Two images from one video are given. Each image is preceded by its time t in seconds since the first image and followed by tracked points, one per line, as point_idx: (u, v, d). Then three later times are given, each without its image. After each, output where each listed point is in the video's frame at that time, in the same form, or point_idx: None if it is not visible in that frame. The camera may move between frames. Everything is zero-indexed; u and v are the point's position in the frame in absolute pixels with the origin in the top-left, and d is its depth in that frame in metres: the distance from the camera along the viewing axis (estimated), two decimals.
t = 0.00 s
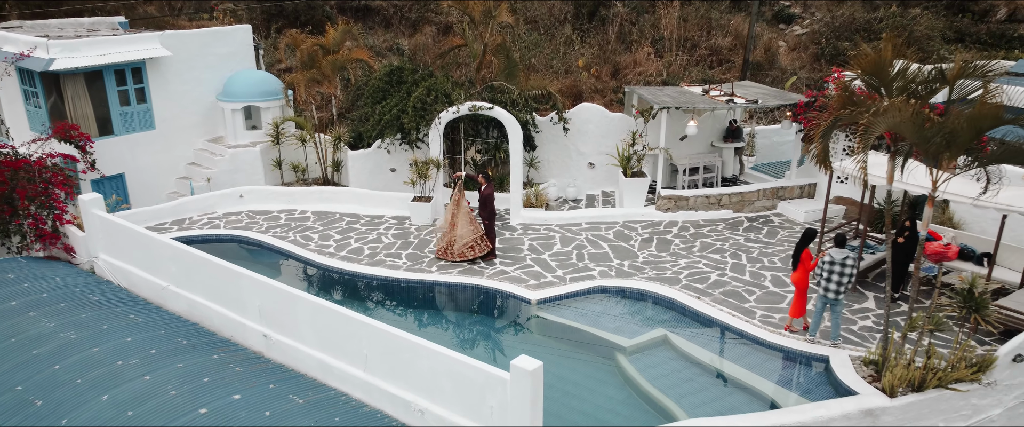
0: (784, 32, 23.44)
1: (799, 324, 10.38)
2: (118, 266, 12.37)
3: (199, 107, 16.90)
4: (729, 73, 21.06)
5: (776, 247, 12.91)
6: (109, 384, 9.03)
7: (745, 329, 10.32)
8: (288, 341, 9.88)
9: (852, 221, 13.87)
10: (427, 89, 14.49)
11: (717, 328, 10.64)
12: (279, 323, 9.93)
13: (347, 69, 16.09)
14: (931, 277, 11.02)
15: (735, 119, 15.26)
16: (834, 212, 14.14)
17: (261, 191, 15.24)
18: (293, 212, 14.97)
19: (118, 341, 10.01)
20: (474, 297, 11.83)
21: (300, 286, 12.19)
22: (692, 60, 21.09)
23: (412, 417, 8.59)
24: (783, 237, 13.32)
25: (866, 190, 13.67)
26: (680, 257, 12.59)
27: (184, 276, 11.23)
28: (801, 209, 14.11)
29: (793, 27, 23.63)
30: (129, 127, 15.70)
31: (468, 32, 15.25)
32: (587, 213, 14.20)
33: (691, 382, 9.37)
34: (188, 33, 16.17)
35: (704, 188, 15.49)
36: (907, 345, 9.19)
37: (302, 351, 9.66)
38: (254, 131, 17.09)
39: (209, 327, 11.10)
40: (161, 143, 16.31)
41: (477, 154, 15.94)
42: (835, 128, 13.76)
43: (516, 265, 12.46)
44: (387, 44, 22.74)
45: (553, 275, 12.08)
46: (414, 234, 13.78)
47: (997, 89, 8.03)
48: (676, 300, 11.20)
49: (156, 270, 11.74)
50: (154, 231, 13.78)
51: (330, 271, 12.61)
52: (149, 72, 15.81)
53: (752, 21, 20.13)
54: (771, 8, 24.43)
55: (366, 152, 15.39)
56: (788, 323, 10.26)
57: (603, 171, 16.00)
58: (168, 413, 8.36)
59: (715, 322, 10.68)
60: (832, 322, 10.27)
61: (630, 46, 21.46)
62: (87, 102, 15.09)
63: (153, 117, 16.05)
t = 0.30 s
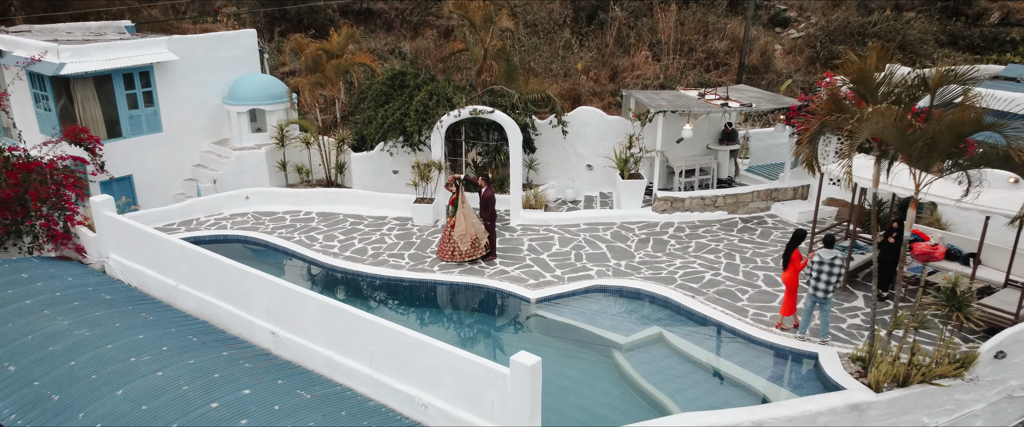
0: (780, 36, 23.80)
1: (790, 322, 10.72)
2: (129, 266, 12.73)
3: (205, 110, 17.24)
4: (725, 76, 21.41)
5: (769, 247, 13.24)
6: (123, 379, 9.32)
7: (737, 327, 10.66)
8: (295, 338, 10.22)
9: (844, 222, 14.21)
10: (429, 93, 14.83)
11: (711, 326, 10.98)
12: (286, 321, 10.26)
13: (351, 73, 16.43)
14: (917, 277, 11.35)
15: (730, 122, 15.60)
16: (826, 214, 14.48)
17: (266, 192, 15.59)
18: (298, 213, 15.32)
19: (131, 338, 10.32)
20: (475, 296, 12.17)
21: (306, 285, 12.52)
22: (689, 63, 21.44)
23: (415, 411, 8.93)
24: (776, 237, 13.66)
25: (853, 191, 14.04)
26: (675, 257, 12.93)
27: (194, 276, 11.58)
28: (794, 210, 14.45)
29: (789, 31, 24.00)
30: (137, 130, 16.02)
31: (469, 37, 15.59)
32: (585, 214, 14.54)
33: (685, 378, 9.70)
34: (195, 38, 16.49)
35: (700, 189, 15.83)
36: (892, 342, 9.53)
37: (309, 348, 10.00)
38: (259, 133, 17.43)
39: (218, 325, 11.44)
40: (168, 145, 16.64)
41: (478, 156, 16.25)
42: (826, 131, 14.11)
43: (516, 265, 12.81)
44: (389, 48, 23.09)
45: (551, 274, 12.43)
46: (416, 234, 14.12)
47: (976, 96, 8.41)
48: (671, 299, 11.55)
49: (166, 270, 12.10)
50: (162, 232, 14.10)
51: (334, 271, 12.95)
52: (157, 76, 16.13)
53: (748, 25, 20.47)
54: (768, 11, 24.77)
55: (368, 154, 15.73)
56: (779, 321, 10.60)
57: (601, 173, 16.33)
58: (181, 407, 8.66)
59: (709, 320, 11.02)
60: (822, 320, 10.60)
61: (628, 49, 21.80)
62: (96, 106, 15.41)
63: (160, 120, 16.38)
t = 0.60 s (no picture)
0: (775, 40, 24.25)
1: (779, 321, 11.12)
2: (142, 267, 13.15)
3: (212, 113, 17.65)
4: (720, 80, 21.82)
5: (761, 248, 13.65)
6: (139, 375, 9.70)
7: (728, 325, 11.07)
8: (303, 336, 10.63)
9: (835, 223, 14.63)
10: (431, 98, 15.25)
11: (703, 324, 11.38)
12: (295, 320, 10.67)
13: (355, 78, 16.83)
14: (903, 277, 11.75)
15: (725, 126, 15.99)
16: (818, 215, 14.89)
17: (273, 194, 16.00)
18: (303, 215, 15.73)
19: (145, 336, 10.71)
20: (476, 296, 12.57)
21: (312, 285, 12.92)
22: (686, 68, 21.86)
23: (420, 406, 9.33)
24: (768, 239, 14.07)
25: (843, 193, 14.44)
26: (670, 258, 13.34)
27: (205, 276, 11.99)
28: (786, 212, 14.86)
29: (784, 35, 24.42)
30: (146, 134, 16.42)
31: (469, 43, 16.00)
32: (583, 216, 14.95)
33: (678, 374, 10.10)
34: (202, 43, 16.88)
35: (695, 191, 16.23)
36: (877, 340, 9.93)
37: (317, 345, 10.41)
38: (265, 137, 17.84)
39: (229, 324, 11.86)
40: (176, 148, 17.04)
41: (479, 159, 16.57)
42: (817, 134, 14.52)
43: (516, 265, 13.22)
44: (391, 52, 23.52)
45: (550, 274, 12.83)
46: (419, 235, 14.53)
47: (956, 104, 8.78)
48: (665, 298, 11.96)
49: (177, 271, 12.51)
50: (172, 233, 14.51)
51: (339, 271, 13.35)
52: (165, 81, 16.53)
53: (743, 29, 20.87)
54: (764, 16, 25.20)
55: (372, 157, 16.14)
56: (769, 320, 11.01)
57: (599, 176, 16.72)
58: (195, 401, 9.05)
59: (701, 319, 11.42)
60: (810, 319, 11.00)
61: (626, 53, 22.22)
62: (106, 110, 15.81)
63: (168, 124, 16.78)
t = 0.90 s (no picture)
0: (771, 44, 24.63)
1: (770, 320, 11.47)
2: (152, 268, 13.51)
3: (218, 117, 18.01)
4: (717, 83, 22.17)
5: (755, 249, 14.00)
6: (152, 372, 10.03)
7: (722, 324, 11.42)
8: (310, 335, 10.98)
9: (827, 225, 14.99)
10: (432, 103, 15.61)
11: (697, 323, 11.73)
12: (302, 319, 11.02)
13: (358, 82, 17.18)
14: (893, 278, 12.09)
15: (720, 129, 16.32)
16: (811, 217, 15.23)
17: (278, 196, 16.36)
18: (308, 216, 16.09)
19: (156, 334, 11.05)
20: (476, 296, 12.92)
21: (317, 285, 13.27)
22: (683, 71, 22.21)
23: (423, 402, 9.69)
24: (762, 240, 14.42)
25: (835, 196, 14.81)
26: (666, 259, 13.70)
27: (214, 277, 12.34)
28: (779, 214, 15.20)
29: (780, 39, 24.78)
30: (154, 137, 16.77)
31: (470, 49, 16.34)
32: (581, 218, 15.30)
33: (673, 371, 10.44)
34: (208, 49, 17.22)
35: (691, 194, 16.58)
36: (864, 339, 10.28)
37: (323, 344, 10.76)
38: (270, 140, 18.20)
39: (237, 323, 12.21)
40: (182, 151, 17.39)
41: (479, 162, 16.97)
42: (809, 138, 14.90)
43: (516, 266, 13.57)
44: (393, 56, 23.88)
45: (549, 275, 13.18)
46: (421, 237, 14.88)
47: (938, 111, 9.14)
48: (660, 299, 12.31)
49: (187, 271, 12.87)
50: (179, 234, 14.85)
51: (343, 272, 13.70)
52: (172, 85, 16.88)
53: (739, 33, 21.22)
54: (760, 20, 25.56)
55: (374, 160, 16.49)
56: (761, 319, 11.36)
57: (597, 179, 17.07)
58: (206, 397, 9.39)
59: (696, 318, 11.77)
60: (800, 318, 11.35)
61: (624, 57, 22.58)
62: (114, 114, 16.15)
63: (175, 127, 17.12)
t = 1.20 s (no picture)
0: (767, 48, 25.02)
1: (762, 320, 11.81)
2: (161, 270, 13.88)
3: (223, 120, 18.35)
4: (713, 87, 22.54)
5: (748, 251, 14.35)
6: (163, 370, 10.38)
7: (715, 324, 11.77)
8: (316, 334, 11.33)
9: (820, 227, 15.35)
10: (434, 107, 15.97)
11: (692, 323, 12.08)
12: (308, 319, 11.37)
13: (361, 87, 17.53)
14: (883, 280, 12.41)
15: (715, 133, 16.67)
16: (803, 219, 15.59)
17: (282, 199, 16.72)
18: (312, 219, 16.45)
19: (167, 334, 11.39)
20: (477, 296, 13.27)
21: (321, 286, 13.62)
22: (680, 75, 22.58)
23: (426, 399, 10.04)
24: (755, 242, 14.78)
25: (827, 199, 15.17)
26: (661, 260, 14.05)
27: (222, 278, 12.70)
28: (773, 216, 15.56)
29: (775, 43, 25.17)
30: (161, 141, 17.11)
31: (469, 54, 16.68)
32: (579, 220, 15.66)
33: (668, 370, 10.79)
34: (214, 54, 17.57)
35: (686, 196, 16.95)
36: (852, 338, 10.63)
37: (329, 343, 11.12)
38: (274, 143, 18.57)
39: (245, 323, 12.57)
40: (188, 154, 17.73)
41: (479, 165, 17.33)
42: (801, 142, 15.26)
43: (515, 267, 13.92)
44: (394, 60, 24.24)
45: (547, 276, 13.54)
46: (423, 239, 15.23)
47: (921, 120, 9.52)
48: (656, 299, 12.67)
49: (195, 273, 13.22)
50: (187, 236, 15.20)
51: (347, 272, 14.05)
52: (179, 90, 17.22)
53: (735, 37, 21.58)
54: (756, 24, 25.94)
55: (377, 163, 16.85)
56: (753, 319, 11.71)
57: (595, 181, 17.42)
58: (217, 394, 9.74)
59: (690, 318, 12.13)
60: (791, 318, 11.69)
61: (622, 61, 22.95)
62: (123, 118, 16.49)
63: (182, 131, 17.47)
